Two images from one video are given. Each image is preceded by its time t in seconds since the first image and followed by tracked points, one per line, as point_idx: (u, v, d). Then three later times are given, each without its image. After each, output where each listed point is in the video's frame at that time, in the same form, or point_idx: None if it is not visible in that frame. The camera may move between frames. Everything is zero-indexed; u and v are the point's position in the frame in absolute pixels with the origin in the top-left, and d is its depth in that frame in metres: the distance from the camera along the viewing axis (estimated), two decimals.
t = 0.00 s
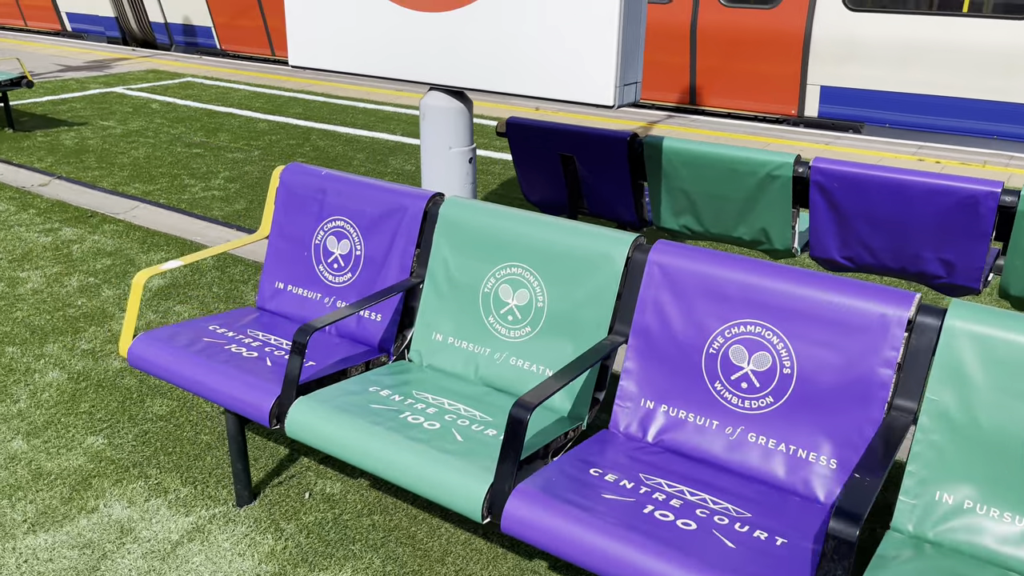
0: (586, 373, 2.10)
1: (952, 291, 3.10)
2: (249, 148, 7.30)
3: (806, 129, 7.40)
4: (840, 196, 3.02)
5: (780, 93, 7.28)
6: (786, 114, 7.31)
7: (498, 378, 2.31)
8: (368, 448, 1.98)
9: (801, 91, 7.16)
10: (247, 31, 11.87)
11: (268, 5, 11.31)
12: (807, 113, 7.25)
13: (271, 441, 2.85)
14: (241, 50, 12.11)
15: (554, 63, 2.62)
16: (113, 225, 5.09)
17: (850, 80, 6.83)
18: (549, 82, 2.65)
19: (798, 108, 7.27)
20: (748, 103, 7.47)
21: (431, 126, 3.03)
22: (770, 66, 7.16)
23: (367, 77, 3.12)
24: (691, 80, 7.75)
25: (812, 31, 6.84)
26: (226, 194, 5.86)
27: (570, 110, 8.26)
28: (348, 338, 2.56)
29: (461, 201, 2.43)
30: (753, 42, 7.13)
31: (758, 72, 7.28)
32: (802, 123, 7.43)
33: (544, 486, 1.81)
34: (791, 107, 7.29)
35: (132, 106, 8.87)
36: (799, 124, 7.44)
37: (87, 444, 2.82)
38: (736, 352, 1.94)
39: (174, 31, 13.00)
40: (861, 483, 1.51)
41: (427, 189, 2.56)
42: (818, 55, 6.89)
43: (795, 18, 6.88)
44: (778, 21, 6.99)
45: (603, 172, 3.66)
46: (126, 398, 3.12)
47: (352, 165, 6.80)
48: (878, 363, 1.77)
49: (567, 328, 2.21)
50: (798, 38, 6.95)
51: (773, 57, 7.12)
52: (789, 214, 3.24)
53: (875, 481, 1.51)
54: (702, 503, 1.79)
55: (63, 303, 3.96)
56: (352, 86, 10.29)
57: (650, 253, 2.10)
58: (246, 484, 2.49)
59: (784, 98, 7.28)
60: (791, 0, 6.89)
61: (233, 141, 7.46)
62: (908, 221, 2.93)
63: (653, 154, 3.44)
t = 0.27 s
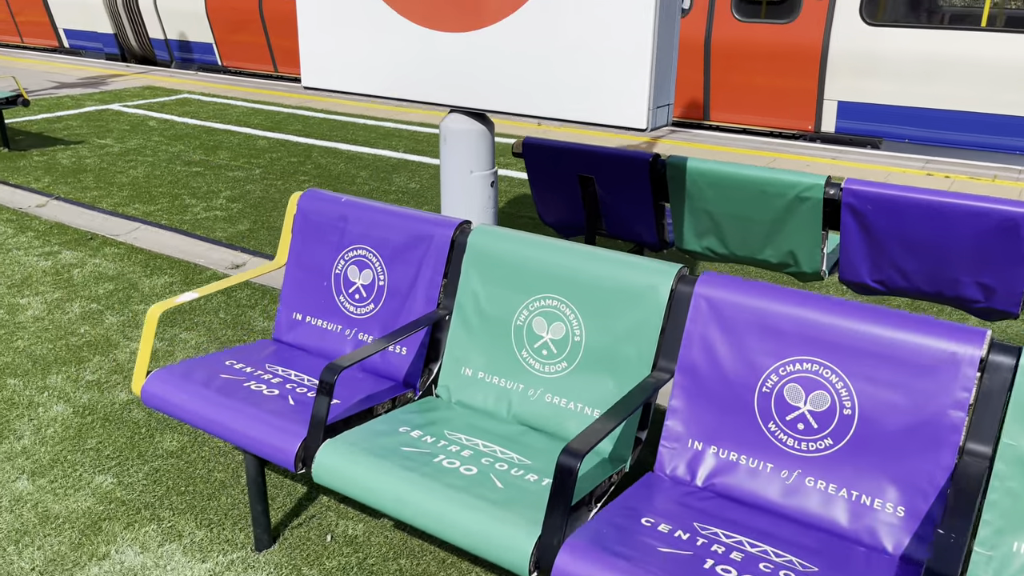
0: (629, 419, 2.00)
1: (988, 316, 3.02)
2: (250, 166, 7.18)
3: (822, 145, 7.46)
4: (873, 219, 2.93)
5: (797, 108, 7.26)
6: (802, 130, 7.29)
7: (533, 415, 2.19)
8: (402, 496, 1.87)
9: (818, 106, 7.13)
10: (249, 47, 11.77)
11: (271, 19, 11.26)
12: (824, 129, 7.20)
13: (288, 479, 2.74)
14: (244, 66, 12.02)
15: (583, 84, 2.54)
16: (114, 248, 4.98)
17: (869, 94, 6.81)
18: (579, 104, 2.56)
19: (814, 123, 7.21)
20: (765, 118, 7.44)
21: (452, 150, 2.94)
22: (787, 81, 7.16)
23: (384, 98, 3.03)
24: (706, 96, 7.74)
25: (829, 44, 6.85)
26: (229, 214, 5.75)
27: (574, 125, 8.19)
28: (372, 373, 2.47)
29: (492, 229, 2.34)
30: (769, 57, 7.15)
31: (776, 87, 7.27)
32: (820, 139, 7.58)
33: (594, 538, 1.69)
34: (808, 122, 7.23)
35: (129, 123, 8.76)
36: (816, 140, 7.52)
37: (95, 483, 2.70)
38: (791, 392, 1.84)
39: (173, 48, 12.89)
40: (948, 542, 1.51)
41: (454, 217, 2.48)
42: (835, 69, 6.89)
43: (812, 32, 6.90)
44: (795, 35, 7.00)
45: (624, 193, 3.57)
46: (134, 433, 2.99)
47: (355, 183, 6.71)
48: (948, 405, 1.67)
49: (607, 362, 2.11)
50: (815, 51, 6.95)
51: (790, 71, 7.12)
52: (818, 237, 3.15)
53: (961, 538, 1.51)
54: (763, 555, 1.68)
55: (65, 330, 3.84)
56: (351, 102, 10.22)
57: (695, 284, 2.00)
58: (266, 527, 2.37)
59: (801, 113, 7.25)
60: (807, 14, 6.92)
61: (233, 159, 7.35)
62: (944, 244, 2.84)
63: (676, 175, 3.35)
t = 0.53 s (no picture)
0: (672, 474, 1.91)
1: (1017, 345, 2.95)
2: (248, 190, 7.08)
3: (829, 162, 7.74)
4: (901, 247, 2.86)
5: (805, 128, 7.50)
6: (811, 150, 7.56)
7: (566, 459, 2.10)
8: (438, 551, 1.76)
9: (826, 126, 7.38)
10: (247, 68, 11.85)
11: (269, 40, 11.43)
12: (832, 148, 7.46)
13: (304, 522, 2.63)
14: (241, 87, 12.07)
15: (609, 112, 2.47)
16: (112, 276, 4.87)
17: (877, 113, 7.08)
18: (606, 132, 2.50)
19: (822, 143, 7.47)
20: (775, 138, 7.66)
21: (469, 180, 2.87)
22: (796, 100, 7.41)
23: (397, 126, 2.95)
24: (713, 116, 7.95)
25: (836, 63, 7.14)
26: (228, 239, 5.65)
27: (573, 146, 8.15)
28: (394, 414, 2.38)
29: (518, 263, 2.25)
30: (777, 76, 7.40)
31: (784, 107, 7.50)
32: (827, 157, 7.78)
33: None
34: (816, 141, 7.49)
35: (123, 146, 8.66)
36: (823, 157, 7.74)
37: (101, 530, 2.58)
38: (845, 437, 1.76)
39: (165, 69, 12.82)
40: None
41: (477, 250, 2.39)
42: (842, 89, 7.18)
43: (819, 52, 7.19)
44: (802, 55, 7.28)
45: (640, 219, 3.50)
46: (141, 474, 2.88)
47: (356, 206, 6.63)
48: (1015, 452, 1.59)
49: (644, 404, 2.01)
50: (822, 71, 7.23)
51: (799, 91, 7.37)
52: (843, 265, 3.08)
53: None
54: None
55: (65, 365, 3.72)
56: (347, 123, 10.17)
57: (738, 322, 1.92)
58: None
59: (809, 133, 7.49)
60: (814, 34, 7.19)
61: (230, 183, 7.25)
62: (974, 271, 2.76)
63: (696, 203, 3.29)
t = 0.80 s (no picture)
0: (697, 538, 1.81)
1: None
2: (239, 218, 6.98)
3: (824, 185, 8.10)
4: (914, 275, 2.83)
5: (799, 152, 7.84)
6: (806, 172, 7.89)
7: (589, 503, 2.03)
8: None
9: (820, 149, 7.73)
10: (236, 94, 11.83)
11: (258, 66, 11.43)
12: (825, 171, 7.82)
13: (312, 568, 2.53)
14: (230, 113, 12.05)
15: (622, 144, 2.44)
16: (104, 308, 4.77)
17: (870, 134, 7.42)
18: (618, 163, 2.46)
19: (816, 166, 7.84)
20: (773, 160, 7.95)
21: (477, 211, 2.82)
22: (792, 124, 7.73)
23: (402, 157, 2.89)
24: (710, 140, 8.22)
25: (830, 87, 7.49)
26: (221, 269, 5.56)
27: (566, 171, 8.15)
28: (407, 456, 2.31)
29: (535, 299, 2.20)
30: (774, 100, 7.73)
31: (780, 129, 7.81)
32: (820, 181, 8.16)
33: None
34: (810, 164, 7.85)
35: (110, 174, 8.56)
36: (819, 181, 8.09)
37: None
38: (884, 479, 1.71)
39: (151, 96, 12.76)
40: None
41: (491, 286, 2.34)
42: (836, 110, 7.50)
43: (813, 76, 7.53)
44: (798, 79, 7.61)
45: (646, 248, 3.46)
46: (140, 519, 2.78)
47: (349, 233, 6.57)
48: None
49: (670, 445, 1.95)
50: (816, 96, 7.57)
51: (795, 115, 7.70)
52: (855, 294, 3.04)
53: None
54: None
55: (58, 403, 3.61)
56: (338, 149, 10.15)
57: (767, 360, 1.88)
58: None
59: (804, 156, 7.84)
60: (808, 59, 7.53)
61: (221, 210, 7.16)
62: (990, 300, 2.73)
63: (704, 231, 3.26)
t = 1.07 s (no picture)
0: None
1: None
2: (224, 250, 6.91)
3: (808, 213, 8.26)
4: (915, 307, 2.84)
5: (782, 179, 7.92)
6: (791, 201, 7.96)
7: (602, 549, 1.98)
8: None
9: (803, 177, 7.81)
10: (219, 124, 11.79)
11: (240, 96, 11.41)
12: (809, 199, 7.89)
13: None
14: (211, 143, 11.99)
15: (626, 181, 2.42)
16: (87, 345, 4.67)
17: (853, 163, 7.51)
18: (623, 200, 2.44)
19: (799, 193, 7.91)
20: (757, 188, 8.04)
21: (477, 248, 2.79)
22: (775, 152, 7.83)
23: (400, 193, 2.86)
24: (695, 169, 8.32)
25: (812, 116, 7.57)
26: (207, 303, 5.48)
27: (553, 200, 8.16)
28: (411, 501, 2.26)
29: (543, 338, 2.17)
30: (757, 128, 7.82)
31: (764, 157, 7.90)
32: (804, 209, 8.31)
33: None
34: (793, 192, 7.92)
35: (91, 206, 8.46)
36: (803, 208, 8.26)
37: None
38: (907, 524, 1.67)
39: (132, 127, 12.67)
40: None
41: (496, 325, 2.30)
42: (819, 138, 7.59)
43: (795, 104, 7.62)
44: (780, 108, 7.70)
45: (644, 282, 3.45)
46: (131, 569, 2.68)
47: (336, 265, 6.51)
48: None
49: (685, 489, 1.91)
50: (798, 124, 7.66)
51: (777, 143, 7.79)
52: (855, 327, 3.03)
53: None
54: None
55: (43, 445, 3.51)
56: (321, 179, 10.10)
57: (784, 401, 1.85)
58: None
59: (786, 184, 7.91)
60: (790, 88, 7.62)
61: (205, 243, 7.08)
62: (991, 332, 2.73)
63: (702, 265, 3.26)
